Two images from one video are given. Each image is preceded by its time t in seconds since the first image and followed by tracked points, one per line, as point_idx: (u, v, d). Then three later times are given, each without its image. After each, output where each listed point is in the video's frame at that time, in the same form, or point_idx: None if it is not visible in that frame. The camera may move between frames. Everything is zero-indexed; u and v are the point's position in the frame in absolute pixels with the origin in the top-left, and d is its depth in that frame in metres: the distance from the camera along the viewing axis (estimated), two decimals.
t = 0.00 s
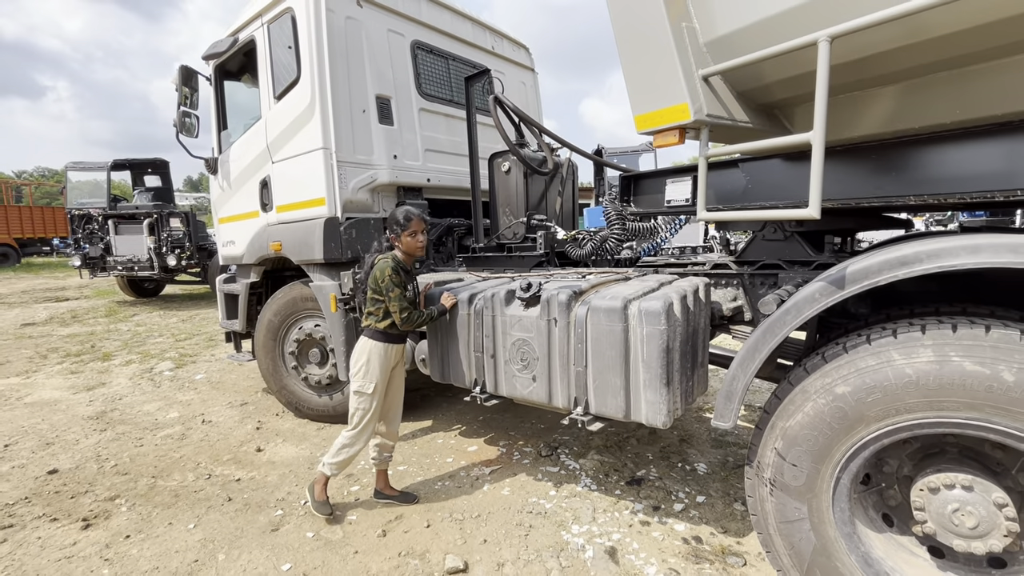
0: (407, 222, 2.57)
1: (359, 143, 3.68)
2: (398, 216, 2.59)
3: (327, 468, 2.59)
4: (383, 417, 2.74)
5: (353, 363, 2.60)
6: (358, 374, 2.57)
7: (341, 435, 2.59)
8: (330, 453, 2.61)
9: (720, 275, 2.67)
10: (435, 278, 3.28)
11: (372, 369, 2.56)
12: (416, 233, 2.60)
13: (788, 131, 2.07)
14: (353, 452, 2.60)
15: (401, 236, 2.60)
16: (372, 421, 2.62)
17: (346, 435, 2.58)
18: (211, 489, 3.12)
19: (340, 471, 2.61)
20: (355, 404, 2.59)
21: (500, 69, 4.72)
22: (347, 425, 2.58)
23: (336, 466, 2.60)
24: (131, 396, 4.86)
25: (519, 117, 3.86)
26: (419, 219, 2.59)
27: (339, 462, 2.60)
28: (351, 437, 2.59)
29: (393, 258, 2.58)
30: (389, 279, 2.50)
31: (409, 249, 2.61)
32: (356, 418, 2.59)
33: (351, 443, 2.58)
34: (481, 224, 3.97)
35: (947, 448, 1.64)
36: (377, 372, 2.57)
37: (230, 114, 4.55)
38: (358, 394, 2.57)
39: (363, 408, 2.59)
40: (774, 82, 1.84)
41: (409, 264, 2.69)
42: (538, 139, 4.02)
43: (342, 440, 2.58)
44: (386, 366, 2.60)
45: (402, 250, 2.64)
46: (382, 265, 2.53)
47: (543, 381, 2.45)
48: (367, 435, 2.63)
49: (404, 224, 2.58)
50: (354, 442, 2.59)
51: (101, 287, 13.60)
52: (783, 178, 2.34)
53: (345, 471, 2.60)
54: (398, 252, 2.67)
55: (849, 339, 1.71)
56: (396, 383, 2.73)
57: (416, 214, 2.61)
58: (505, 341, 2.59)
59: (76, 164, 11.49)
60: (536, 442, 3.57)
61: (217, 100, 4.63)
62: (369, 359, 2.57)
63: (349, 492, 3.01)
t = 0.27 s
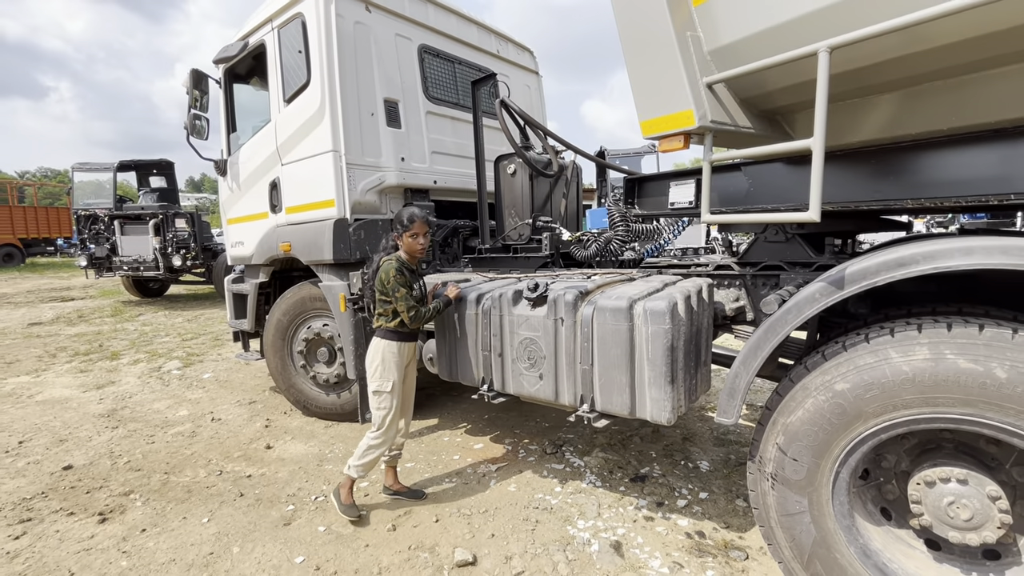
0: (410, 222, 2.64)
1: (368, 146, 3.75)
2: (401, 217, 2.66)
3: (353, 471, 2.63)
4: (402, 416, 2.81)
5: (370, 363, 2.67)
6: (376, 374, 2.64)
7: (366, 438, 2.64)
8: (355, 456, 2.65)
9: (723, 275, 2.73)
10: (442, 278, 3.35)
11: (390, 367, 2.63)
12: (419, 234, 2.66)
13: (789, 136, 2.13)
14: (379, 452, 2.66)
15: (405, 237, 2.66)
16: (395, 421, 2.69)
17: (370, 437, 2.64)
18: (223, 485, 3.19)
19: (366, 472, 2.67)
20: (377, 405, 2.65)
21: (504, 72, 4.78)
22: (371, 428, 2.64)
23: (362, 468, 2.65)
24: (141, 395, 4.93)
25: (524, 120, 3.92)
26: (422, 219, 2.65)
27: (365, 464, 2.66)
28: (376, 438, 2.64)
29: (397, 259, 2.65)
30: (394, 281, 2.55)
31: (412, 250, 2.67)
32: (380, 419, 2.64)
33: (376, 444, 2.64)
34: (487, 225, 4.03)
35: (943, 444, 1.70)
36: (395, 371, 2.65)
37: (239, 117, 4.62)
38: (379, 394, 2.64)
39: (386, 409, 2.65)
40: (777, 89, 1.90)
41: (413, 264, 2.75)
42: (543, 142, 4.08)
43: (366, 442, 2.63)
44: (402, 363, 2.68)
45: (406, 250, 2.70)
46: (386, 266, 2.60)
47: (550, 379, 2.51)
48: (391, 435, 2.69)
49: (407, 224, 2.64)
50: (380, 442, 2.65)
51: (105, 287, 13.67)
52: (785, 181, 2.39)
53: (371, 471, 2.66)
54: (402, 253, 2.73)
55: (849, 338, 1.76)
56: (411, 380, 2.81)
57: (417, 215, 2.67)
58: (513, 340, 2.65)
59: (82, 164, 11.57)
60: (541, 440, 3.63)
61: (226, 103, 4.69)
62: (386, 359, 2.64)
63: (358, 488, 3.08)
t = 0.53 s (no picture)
0: (417, 222, 2.65)
1: (374, 148, 3.77)
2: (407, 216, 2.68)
3: (375, 474, 2.65)
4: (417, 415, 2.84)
5: (381, 365, 2.68)
6: (388, 375, 2.66)
7: (386, 440, 2.66)
8: (376, 460, 2.67)
9: (729, 276, 2.74)
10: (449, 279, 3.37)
11: (403, 368, 2.66)
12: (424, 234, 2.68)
13: (796, 138, 2.14)
14: (399, 453, 2.68)
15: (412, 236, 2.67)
16: (413, 421, 2.71)
17: (390, 439, 2.66)
18: (231, 483, 3.22)
19: (388, 474, 2.69)
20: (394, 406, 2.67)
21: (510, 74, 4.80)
22: (390, 429, 2.66)
23: (384, 470, 2.67)
24: (149, 393, 4.97)
25: (529, 121, 3.94)
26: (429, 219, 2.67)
27: (387, 466, 2.68)
28: (396, 439, 2.66)
29: (403, 259, 2.68)
30: (401, 281, 2.59)
31: (418, 249, 2.68)
32: (398, 420, 2.67)
33: (397, 446, 2.66)
34: (493, 226, 4.05)
35: (950, 445, 1.70)
36: (407, 371, 2.67)
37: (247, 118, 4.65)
38: (394, 395, 2.67)
39: (402, 410, 2.67)
40: (783, 92, 1.91)
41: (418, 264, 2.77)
42: (548, 143, 4.09)
43: (387, 444, 2.65)
44: (413, 361, 2.71)
45: (412, 250, 2.71)
46: (393, 266, 2.63)
47: (557, 380, 2.53)
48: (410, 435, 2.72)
49: (414, 225, 2.66)
50: (400, 443, 2.67)
51: (111, 286, 13.76)
52: (792, 183, 2.40)
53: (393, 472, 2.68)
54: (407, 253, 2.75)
55: (855, 340, 1.78)
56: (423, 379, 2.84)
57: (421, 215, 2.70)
58: (520, 341, 2.66)
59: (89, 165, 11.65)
60: (546, 440, 3.64)
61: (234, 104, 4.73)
62: (397, 359, 2.66)
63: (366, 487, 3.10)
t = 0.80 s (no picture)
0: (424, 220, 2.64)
1: (380, 147, 3.76)
2: (412, 215, 2.65)
3: (379, 478, 2.63)
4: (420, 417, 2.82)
5: (385, 367, 2.66)
6: (392, 377, 2.63)
7: (390, 443, 2.64)
8: (380, 464, 2.64)
9: (738, 276, 2.70)
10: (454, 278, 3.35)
11: (408, 370, 2.64)
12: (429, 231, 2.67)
13: (808, 136, 2.10)
14: (403, 456, 2.66)
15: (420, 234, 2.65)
16: (417, 423, 2.69)
17: (394, 442, 2.64)
18: (237, 483, 3.21)
19: (392, 477, 2.67)
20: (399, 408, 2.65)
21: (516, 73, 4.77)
22: (394, 432, 2.64)
23: (388, 474, 2.65)
24: (155, 392, 4.99)
25: (536, 120, 3.91)
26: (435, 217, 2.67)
27: (391, 469, 2.66)
28: (400, 442, 2.65)
29: (407, 259, 2.65)
30: (406, 280, 2.57)
31: (426, 247, 2.67)
32: (402, 423, 2.65)
33: (401, 449, 2.64)
34: (499, 226, 4.03)
35: (967, 449, 1.66)
36: (412, 372, 2.65)
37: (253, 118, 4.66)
38: (399, 397, 2.65)
39: (407, 412, 2.65)
40: (796, 89, 1.88)
41: (420, 263, 2.75)
42: (555, 142, 4.06)
43: (391, 447, 2.63)
44: (419, 363, 2.69)
45: (418, 249, 2.69)
46: (396, 267, 2.59)
47: (563, 380, 2.50)
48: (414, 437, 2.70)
49: (422, 223, 2.64)
50: (404, 446, 2.65)
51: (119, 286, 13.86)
52: (804, 181, 2.36)
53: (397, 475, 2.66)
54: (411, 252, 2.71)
55: (870, 341, 1.74)
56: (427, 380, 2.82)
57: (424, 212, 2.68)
58: (526, 341, 2.64)
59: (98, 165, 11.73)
60: (552, 441, 3.62)
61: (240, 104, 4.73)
62: (402, 361, 2.64)
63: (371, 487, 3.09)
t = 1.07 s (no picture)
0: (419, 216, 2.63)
1: (384, 145, 3.70)
2: (407, 211, 2.61)
3: (375, 488, 2.54)
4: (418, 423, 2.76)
5: (383, 373, 2.58)
6: (391, 383, 2.56)
7: (385, 451, 2.56)
8: (374, 473, 2.56)
9: (751, 277, 2.61)
10: (459, 279, 3.28)
11: (407, 375, 2.57)
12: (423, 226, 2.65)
13: (827, 129, 2.02)
14: (399, 465, 2.59)
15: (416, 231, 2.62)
16: (414, 430, 2.63)
17: (389, 450, 2.56)
18: (237, 487, 3.16)
19: (388, 487, 2.59)
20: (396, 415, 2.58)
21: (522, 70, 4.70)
22: (390, 439, 2.57)
23: (383, 484, 2.57)
24: (159, 393, 4.96)
25: (542, 118, 3.83)
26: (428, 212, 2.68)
27: (386, 479, 2.57)
28: (396, 449, 2.57)
29: (401, 258, 2.57)
30: (405, 279, 2.51)
31: (423, 243, 2.65)
32: (398, 429, 2.58)
33: (397, 457, 2.57)
34: (504, 225, 3.95)
35: (998, 460, 1.57)
36: (410, 378, 2.58)
37: (257, 117, 4.62)
38: (396, 403, 2.58)
39: (404, 418, 2.59)
40: (814, 79, 1.79)
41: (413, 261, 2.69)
42: (561, 140, 3.98)
43: (386, 456, 2.55)
44: (417, 368, 2.62)
45: (414, 246, 2.64)
46: (391, 267, 2.51)
47: (570, 384, 2.43)
48: (410, 444, 2.63)
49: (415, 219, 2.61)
50: (400, 454, 2.58)
51: (128, 286, 13.94)
52: (821, 178, 2.27)
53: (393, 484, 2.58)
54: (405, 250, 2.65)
55: (894, 344, 1.65)
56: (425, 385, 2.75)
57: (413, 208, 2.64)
58: (531, 343, 2.56)
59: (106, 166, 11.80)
60: (558, 445, 3.53)
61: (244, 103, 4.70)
62: (400, 366, 2.57)
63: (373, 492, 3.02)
